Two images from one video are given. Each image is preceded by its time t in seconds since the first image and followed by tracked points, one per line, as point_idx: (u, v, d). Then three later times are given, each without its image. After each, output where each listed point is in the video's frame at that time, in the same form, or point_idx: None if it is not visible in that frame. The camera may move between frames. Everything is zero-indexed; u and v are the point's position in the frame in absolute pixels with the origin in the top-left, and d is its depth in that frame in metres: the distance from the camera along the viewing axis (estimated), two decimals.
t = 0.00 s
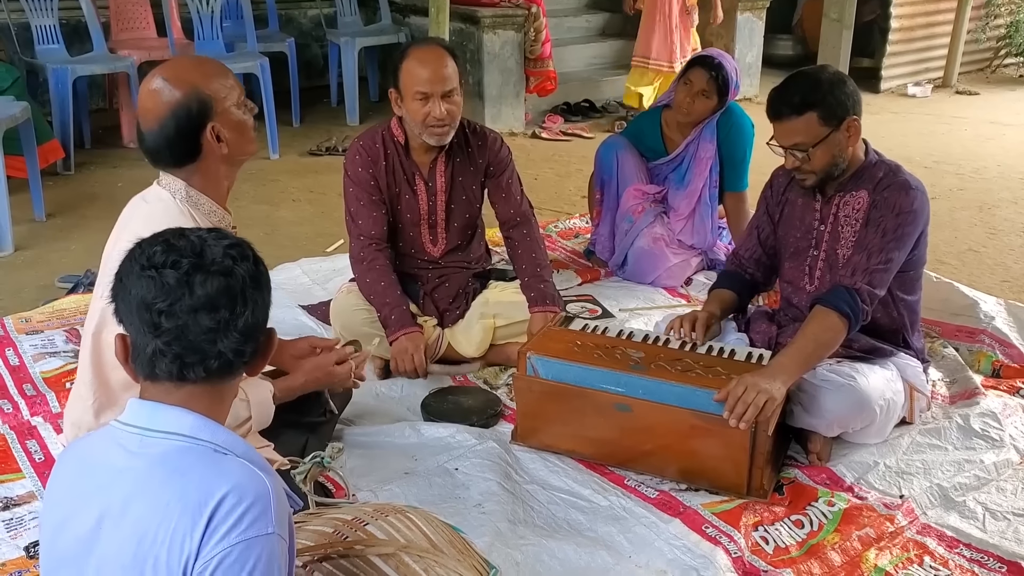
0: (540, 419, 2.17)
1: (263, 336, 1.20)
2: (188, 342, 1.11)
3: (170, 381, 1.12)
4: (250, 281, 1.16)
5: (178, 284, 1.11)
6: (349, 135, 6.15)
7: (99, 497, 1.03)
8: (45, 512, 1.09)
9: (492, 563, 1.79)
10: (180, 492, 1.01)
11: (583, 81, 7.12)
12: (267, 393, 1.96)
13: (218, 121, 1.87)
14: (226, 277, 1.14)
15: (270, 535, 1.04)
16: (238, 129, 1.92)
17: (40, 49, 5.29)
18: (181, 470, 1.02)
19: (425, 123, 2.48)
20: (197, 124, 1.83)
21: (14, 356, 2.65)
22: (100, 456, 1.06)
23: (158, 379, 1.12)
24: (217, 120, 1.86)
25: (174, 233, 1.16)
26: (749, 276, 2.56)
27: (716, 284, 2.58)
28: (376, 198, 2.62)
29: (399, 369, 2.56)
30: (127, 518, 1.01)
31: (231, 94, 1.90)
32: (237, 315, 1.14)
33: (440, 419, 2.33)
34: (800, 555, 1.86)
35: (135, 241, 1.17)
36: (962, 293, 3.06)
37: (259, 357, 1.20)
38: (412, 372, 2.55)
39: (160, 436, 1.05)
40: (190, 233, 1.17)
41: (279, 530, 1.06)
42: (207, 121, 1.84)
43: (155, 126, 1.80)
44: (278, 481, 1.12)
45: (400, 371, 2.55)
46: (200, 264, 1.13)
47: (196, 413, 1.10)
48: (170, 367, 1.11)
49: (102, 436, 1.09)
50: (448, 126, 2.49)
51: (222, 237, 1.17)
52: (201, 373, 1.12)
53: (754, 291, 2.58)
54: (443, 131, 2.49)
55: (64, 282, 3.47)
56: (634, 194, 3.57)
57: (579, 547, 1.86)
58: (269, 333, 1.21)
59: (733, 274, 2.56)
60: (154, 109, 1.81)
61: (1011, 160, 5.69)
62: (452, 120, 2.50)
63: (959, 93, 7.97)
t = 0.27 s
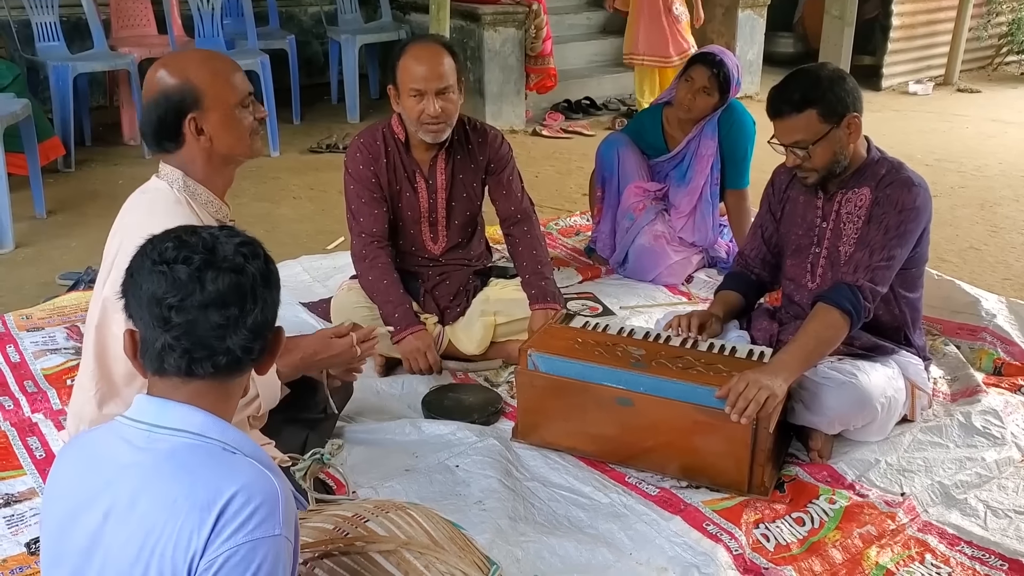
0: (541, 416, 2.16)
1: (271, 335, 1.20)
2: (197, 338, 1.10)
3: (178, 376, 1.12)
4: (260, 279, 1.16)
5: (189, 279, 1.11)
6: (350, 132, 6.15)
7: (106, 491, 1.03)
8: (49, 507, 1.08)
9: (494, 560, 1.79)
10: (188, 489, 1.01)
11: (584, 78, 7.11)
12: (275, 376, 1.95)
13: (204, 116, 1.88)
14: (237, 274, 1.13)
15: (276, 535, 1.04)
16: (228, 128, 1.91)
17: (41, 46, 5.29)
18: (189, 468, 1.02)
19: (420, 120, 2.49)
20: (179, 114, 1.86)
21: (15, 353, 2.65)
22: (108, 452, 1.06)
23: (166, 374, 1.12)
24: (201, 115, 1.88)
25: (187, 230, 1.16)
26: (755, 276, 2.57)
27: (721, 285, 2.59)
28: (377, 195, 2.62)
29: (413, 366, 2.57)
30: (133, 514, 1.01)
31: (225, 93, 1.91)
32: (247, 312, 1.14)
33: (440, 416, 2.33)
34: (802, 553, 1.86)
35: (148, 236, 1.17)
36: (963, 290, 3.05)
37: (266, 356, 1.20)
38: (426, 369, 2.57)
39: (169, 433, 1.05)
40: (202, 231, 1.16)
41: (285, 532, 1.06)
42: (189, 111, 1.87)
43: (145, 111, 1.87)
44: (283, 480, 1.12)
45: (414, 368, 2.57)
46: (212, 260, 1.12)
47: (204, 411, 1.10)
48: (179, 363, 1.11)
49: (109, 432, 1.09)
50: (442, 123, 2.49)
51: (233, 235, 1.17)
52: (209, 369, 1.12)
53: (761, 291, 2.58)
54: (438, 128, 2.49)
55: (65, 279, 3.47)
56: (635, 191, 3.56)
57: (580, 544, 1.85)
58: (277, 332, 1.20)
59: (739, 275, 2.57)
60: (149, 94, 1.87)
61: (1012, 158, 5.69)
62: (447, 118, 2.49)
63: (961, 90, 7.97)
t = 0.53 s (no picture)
0: (541, 415, 2.16)
1: (275, 334, 1.19)
2: (202, 334, 1.10)
3: (183, 374, 1.11)
4: (265, 277, 1.16)
5: (194, 276, 1.11)
6: (350, 131, 6.14)
7: (109, 489, 1.02)
8: (53, 504, 1.08)
9: (495, 559, 1.78)
10: (191, 487, 1.01)
11: (584, 77, 7.10)
12: (265, 378, 1.96)
13: (196, 110, 1.93)
14: (242, 272, 1.13)
15: (280, 532, 1.04)
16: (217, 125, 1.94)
17: (41, 44, 5.28)
18: (193, 466, 1.02)
19: (416, 119, 2.49)
20: (174, 107, 1.93)
21: (15, 352, 2.65)
22: (111, 450, 1.06)
23: (171, 371, 1.11)
24: (194, 109, 1.93)
25: (192, 229, 1.16)
26: (753, 274, 2.56)
27: (718, 282, 2.58)
28: (378, 194, 2.62)
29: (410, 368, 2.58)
30: (136, 512, 1.01)
31: (219, 90, 1.94)
32: (252, 309, 1.13)
33: (441, 416, 2.33)
34: (802, 552, 1.86)
35: (154, 236, 1.17)
36: (964, 289, 3.05)
37: (270, 356, 1.20)
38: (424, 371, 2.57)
39: (172, 431, 1.05)
40: (208, 230, 1.16)
41: (289, 528, 1.06)
42: (182, 105, 1.93)
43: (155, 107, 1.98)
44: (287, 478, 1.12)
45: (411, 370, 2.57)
46: (216, 258, 1.12)
47: (208, 409, 1.10)
48: (184, 359, 1.10)
49: (112, 430, 1.08)
50: (438, 123, 2.49)
51: (238, 235, 1.17)
52: (214, 365, 1.12)
53: (757, 287, 2.58)
54: (434, 128, 2.49)
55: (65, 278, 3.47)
56: (636, 190, 3.56)
57: (581, 543, 1.85)
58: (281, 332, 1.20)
59: (737, 272, 2.56)
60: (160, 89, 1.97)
61: (1013, 156, 5.68)
62: (443, 116, 2.49)
63: (962, 89, 7.96)
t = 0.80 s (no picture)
0: (541, 417, 2.16)
1: (271, 336, 1.19)
2: (198, 337, 1.10)
3: (179, 376, 1.11)
4: (261, 280, 1.16)
5: (190, 279, 1.11)
6: (349, 132, 6.15)
7: (106, 491, 1.03)
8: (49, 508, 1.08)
9: (494, 561, 1.79)
10: (188, 487, 1.01)
11: (583, 78, 7.11)
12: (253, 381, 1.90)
13: (201, 117, 1.95)
14: (237, 275, 1.13)
15: (276, 531, 1.04)
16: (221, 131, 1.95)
17: (41, 46, 5.28)
18: (190, 467, 1.02)
19: (414, 121, 2.49)
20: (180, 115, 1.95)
21: (14, 353, 2.65)
22: (108, 452, 1.06)
23: (167, 374, 1.11)
24: (201, 116, 1.95)
25: (187, 233, 1.17)
26: (751, 275, 2.57)
27: (718, 283, 2.58)
28: (377, 196, 2.62)
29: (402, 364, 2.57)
30: (133, 514, 1.01)
31: (224, 95, 1.96)
32: (247, 312, 1.14)
33: (440, 417, 2.33)
34: (801, 553, 1.86)
35: (149, 240, 1.17)
36: (963, 290, 3.06)
37: (266, 357, 1.20)
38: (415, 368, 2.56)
39: (169, 433, 1.05)
40: (203, 234, 1.17)
41: (285, 528, 1.06)
42: (189, 109, 1.94)
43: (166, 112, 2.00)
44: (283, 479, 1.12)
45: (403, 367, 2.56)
46: (213, 261, 1.13)
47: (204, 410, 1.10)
48: (180, 361, 1.10)
49: (108, 432, 1.09)
50: (435, 126, 2.50)
51: (233, 238, 1.18)
52: (210, 368, 1.12)
53: (756, 288, 2.58)
54: (431, 130, 2.50)
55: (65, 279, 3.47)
56: (635, 191, 3.56)
57: (581, 544, 1.86)
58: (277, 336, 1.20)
59: (736, 273, 2.57)
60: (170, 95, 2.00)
61: (1011, 157, 5.69)
62: (442, 119, 2.49)
63: (960, 89, 7.97)
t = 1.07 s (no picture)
0: (539, 428, 2.16)
1: (257, 352, 1.20)
2: (182, 357, 1.11)
3: (164, 397, 1.12)
4: (246, 297, 1.17)
5: (173, 299, 1.12)
6: (347, 141, 6.15)
7: (90, 512, 1.02)
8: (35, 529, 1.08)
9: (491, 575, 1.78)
10: (171, 508, 1.01)
11: (580, 87, 7.13)
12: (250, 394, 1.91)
13: (197, 127, 1.95)
14: (221, 293, 1.14)
15: (259, 551, 1.04)
16: (215, 141, 1.95)
17: (39, 56, 5.29)
18: (173, 487, 1.02)
19: (411, 132, 2.50)
20: (177, 126, 1.96)
21: (11, 366, 2.64)
22: (93, 471, 1.05)
23: (151, 395, 1.12)
24: (197, 126, 1.96)
25: (171, 249, 1.17)
26: (747, 284, 2.56)
27: (712, 292, 2.58)
28: (375, 206, 2.62)
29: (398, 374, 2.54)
30: (116, 535, 1.00)
31: (219, 106, 1.96)
32: (231, 331, 1.14)
33: (438, 429, 2.33)
34: (800, 565, 1.86)
35: (134, 258, 1.17)
36: (960, 299, 3.06)
37: (254, 375, 1.21)
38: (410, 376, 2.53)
39: (153, 453, 1.05)
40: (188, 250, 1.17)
41: (268, 549, 1.06)
42: (185, 121, 1.96)
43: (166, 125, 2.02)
44: (268, 497, 1.12)
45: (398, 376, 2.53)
46: (196, 280, 1.13)
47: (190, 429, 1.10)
48: (163, 383, 1.11)
49: (94, 453, 1.08)
50: (433, 137, 2.50)
51: (218, 254, 1.18)
52: (194, 389, 1.12)
53: (751, 298, 2.57)
54: (428, 141, 2.50)
55: (62, 291, 3.47)
56: (632, 200, 3.56)
57: (579, 558, 1.85)
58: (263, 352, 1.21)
59: (731, 282, 2.56)
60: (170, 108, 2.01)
61: (1007, 164, 5.70)
62: (437, 130, 2.50)
63: (955, 97, 7.99)
